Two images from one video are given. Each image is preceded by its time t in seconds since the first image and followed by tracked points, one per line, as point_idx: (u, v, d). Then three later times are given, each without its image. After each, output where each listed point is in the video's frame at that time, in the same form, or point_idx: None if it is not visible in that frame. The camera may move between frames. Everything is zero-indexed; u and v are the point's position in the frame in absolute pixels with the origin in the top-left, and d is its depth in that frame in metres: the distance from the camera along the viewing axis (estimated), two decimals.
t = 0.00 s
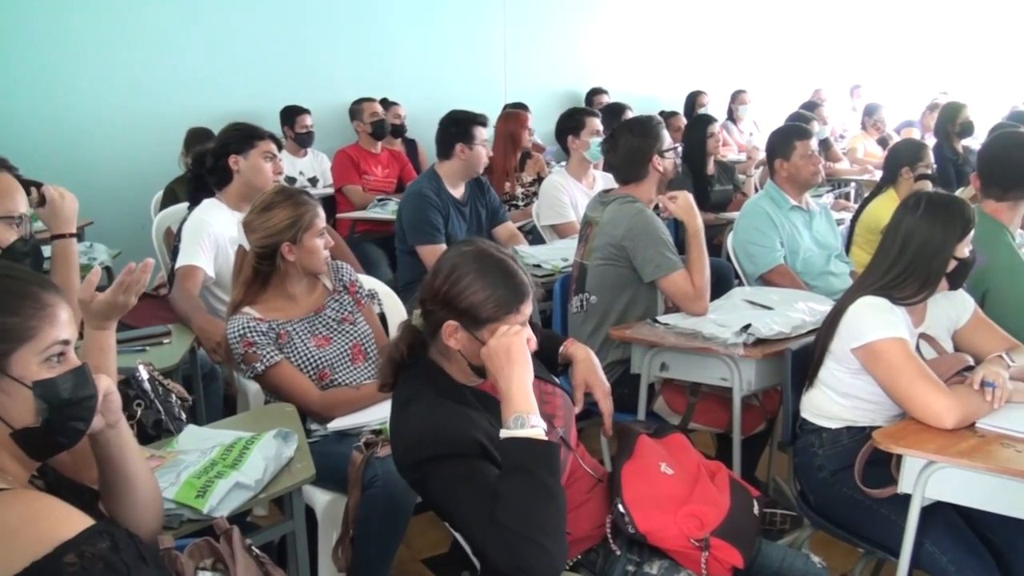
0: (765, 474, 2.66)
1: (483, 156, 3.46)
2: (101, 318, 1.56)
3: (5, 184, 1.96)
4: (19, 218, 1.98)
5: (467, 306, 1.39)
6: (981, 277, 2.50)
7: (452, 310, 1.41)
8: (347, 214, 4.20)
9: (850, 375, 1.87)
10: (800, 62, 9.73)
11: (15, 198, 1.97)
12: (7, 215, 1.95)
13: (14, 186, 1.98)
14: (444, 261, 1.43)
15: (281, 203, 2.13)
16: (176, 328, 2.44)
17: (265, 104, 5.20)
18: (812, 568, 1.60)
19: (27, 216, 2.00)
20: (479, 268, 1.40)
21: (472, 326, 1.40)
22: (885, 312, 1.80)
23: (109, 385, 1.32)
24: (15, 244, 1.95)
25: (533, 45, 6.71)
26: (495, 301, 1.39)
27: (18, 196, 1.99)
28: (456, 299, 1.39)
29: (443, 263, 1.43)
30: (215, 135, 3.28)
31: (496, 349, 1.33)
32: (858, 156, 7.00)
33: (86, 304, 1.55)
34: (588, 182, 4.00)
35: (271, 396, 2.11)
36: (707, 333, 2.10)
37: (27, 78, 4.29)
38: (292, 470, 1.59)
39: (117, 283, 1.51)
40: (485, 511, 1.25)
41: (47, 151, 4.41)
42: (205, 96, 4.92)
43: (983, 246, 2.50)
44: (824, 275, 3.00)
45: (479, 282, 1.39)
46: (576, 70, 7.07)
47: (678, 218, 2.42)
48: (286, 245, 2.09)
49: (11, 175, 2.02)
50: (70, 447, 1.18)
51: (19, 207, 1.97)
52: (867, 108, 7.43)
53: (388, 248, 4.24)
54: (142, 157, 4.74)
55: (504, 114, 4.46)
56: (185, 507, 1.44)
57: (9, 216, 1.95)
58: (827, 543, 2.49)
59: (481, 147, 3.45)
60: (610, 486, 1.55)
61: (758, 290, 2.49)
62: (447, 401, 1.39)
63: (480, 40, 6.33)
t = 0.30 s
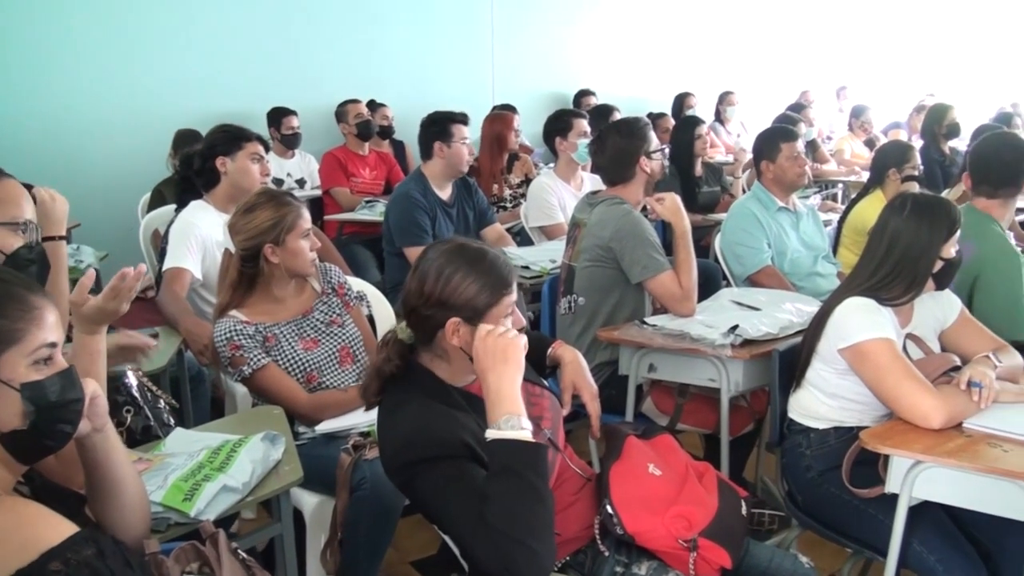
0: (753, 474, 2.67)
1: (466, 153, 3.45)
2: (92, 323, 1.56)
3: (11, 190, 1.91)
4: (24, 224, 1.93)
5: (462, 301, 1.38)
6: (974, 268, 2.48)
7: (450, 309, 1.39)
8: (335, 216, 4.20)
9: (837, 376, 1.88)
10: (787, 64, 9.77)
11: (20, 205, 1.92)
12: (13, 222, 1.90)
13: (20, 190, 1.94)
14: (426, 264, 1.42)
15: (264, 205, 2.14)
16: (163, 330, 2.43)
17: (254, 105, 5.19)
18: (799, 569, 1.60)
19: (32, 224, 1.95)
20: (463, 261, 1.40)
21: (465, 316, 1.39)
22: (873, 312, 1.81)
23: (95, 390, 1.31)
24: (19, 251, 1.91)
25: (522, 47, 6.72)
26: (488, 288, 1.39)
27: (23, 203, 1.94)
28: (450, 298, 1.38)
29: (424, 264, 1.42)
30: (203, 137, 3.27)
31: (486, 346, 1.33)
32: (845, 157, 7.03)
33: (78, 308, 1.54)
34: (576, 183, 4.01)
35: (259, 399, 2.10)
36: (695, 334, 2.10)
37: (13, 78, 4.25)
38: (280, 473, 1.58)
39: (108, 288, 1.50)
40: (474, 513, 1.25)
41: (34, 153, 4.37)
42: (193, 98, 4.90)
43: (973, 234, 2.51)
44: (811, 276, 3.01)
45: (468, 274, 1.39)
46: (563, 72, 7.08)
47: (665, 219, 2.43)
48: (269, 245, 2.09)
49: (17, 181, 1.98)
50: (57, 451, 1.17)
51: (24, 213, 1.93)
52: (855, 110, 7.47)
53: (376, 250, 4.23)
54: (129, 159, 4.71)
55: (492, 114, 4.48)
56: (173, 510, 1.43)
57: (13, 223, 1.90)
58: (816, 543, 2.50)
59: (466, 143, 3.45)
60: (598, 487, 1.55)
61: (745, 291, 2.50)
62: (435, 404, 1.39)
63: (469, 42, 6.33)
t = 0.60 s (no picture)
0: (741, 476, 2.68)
1: (452, 155, 3.44)
2: (99, 325, 1.62)
3: (10, 194, 1.87)
4: (24, 229, 1.88)
5: (450, 310, 1.38)
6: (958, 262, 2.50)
7: (437, 319, 1.39)
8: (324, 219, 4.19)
9: (825, 377, 1.89)
10: (775, 67, 9.82)
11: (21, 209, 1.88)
12: (12, 225, 1.84)
13: (20, 196, 1.89)
14: (412, 274, 1.41)
15: (251, 204, 2.15)
16: (151, 334, 2.42)
17: (242, 108, 5.17)
18: (788, 569, 1.61)
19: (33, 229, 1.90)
20: (449, 270, 1.40)
21: (452, 326, 1.39)
22: (862, 314, 1.81)
23: (82, 395, 1.28)
24: (18, 254, 1.84)
25: (510, 50, 6.73)
26: (475, 297, 1.39)
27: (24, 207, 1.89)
28: (437, 307, 1.38)
29: (411, 272, 1.42)
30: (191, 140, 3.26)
31: (474, 349, 1.33)
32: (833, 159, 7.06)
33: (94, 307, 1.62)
34: (565, 185, 4.02)
35: (246, 403, 2.10)
36: (683, 336, 2.11)
37: None
38: (268, 476, 1.58)
39: (129, 285, 1.62)
40: (462, 517, 1.25)
41: (20, 155, 4.34)
42: (181, 100, 4.88)
43: (956, 226, 2.52)
44: (799, 278, 3.02)
45: (455, 283, 1.39)
46: (551, 74, 7.09)
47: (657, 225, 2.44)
48: (253, 245, 2.09)
49: (18, 187, 1.93)
50: (43, 456, 1.16)
51: (24, 218, 1.88)
52: (842, 113, 7.51)
53: (364, 253, 4.23)
54: (117, 161, 4.69)
55: (479, 117, 4.46)
56: (160, 515, 1.43)
57: (13, 227, 1.85)
58: (804, 544, 2.51)
59: (452, 145, 3.45)
60: (586, 488, 1.55)
61: (732, 293, 2.51)
62: (423, 409, 1.39)
63: (457, 44, 6.34)
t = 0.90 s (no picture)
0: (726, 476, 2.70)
1: (436, 159, 3.43)
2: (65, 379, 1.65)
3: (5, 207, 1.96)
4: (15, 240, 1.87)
5: (433, 319, 1.37)
6: (938, 267, 2.50)
7: (420, 329, 1.38)
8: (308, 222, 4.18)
9: (810, 377, 1.90)
10: (759, 70, 9.87)
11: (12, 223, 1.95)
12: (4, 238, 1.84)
13: (13, 209, 1.98)
14: (392, 284, 1.40)
15: (237, 208, 2.15)
16: (135, 338, 2.41)
17: (227, 110, 5.16)
18: (772, 570, 1.62)
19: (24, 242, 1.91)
20: (430, 278, 1.39)
21: (436, 335, 1.38)
22: (844, 315, 1.82)
23: (65, 401, 1.28)
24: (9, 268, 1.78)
25: (495, 52, 6.74)
26: (457, 305, 1.39)
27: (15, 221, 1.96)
28: (420, 316, 1.37)
29: (390, 282, 1.41)
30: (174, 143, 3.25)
31: (459, 354, 1.33)
32: (817, 161, 7.10)
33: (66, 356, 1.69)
34: (550, 187, 4.03)
35: (231, 407, 2.09)
36: (668, 339, 2.12)
37: None
38: (252, 481, 1.57)
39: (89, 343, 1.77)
40: (448, 521, 1.25)
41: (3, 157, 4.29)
42: (166, 103, 4.86)
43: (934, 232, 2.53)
44: (783, 279, 3.04)
45: (436, 292, 1.38)
46: (536, 77, 7.11)
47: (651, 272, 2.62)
48: (238, 250, 2.08)
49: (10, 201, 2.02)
50: (26, 462, 1.15)
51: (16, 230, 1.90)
52: (826, 115, 7.56)
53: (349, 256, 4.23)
54: (101, 164, 4.65)
55: (465, 119, 4.44)
56: (144, 520, 1.42)
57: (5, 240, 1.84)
58: (789, 544, 2.53)
59: (436, 148, 3.43)
60: (572, 490, 1.55)
61: (717, 294, 2.52)
62: (408, 413, 1.38)
63: (442, 47, 6.33)
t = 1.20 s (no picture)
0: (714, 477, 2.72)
1: (422, 162, 3.42)
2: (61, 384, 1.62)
3: None
4: None
5: (419, 323, 1.37)
6: (920, 282, 2.46)
7: (406, 334, 1.38)
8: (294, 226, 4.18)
9: (795, 379, 1.91)
10: (743, 72, 9.93)
11: None
12: None
13: None
14: (377, 288, 1.40)
15: (222, 212, 2.13)
16: (119, 342, 2.40)
17: (213, 113, 5.14)
18: (758, 571, 1.62)
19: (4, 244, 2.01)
20: (416, 282, 1.39)
21: (422, 339, 1.38)
22: (830, 316, 1.83)
23: (48, 406, 1.27)
24: None
25: (481, 55, 6.74)
26: (443, 308, 1.39)
27: None
28: (406, 321, 1.37)
29: (376, 287, 1.40)
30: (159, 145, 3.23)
31: (446, 357, 1.34)
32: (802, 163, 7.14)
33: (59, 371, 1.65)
34: (536, 190, 4.04)
35: (216, 411, 2.08)
36: (654, 341, 2.12)
37: None
38: (237, 485, 1.57)
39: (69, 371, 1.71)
40: (435, 524, 1.25)
41: None
42: (151, 104, 4.84)
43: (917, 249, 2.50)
44: (769, 281, 3.05)
45: (422, 296, 1.38)
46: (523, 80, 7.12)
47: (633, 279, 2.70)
48: (224, 253, 2.08)
49: None
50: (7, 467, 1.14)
51: None
52: (811, 118, 7.61)
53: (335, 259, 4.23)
54: (85, 166, 4.63)
55: (450, 122, 4.46)
56: (130, 525, 1.41)
57: None
58: (775, 546, 2.54)
59: (422, 151, 3.43)
60: (558, 492, 1.55)
61: (703, 296, 2.53)
62: (393, 416, 1.38)
63: (429, 49, 6.33)
